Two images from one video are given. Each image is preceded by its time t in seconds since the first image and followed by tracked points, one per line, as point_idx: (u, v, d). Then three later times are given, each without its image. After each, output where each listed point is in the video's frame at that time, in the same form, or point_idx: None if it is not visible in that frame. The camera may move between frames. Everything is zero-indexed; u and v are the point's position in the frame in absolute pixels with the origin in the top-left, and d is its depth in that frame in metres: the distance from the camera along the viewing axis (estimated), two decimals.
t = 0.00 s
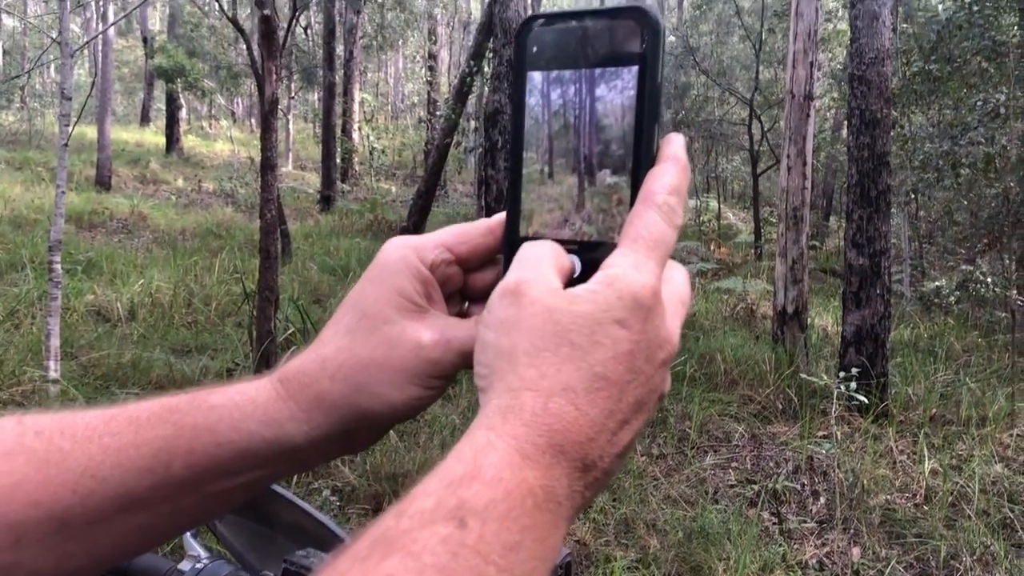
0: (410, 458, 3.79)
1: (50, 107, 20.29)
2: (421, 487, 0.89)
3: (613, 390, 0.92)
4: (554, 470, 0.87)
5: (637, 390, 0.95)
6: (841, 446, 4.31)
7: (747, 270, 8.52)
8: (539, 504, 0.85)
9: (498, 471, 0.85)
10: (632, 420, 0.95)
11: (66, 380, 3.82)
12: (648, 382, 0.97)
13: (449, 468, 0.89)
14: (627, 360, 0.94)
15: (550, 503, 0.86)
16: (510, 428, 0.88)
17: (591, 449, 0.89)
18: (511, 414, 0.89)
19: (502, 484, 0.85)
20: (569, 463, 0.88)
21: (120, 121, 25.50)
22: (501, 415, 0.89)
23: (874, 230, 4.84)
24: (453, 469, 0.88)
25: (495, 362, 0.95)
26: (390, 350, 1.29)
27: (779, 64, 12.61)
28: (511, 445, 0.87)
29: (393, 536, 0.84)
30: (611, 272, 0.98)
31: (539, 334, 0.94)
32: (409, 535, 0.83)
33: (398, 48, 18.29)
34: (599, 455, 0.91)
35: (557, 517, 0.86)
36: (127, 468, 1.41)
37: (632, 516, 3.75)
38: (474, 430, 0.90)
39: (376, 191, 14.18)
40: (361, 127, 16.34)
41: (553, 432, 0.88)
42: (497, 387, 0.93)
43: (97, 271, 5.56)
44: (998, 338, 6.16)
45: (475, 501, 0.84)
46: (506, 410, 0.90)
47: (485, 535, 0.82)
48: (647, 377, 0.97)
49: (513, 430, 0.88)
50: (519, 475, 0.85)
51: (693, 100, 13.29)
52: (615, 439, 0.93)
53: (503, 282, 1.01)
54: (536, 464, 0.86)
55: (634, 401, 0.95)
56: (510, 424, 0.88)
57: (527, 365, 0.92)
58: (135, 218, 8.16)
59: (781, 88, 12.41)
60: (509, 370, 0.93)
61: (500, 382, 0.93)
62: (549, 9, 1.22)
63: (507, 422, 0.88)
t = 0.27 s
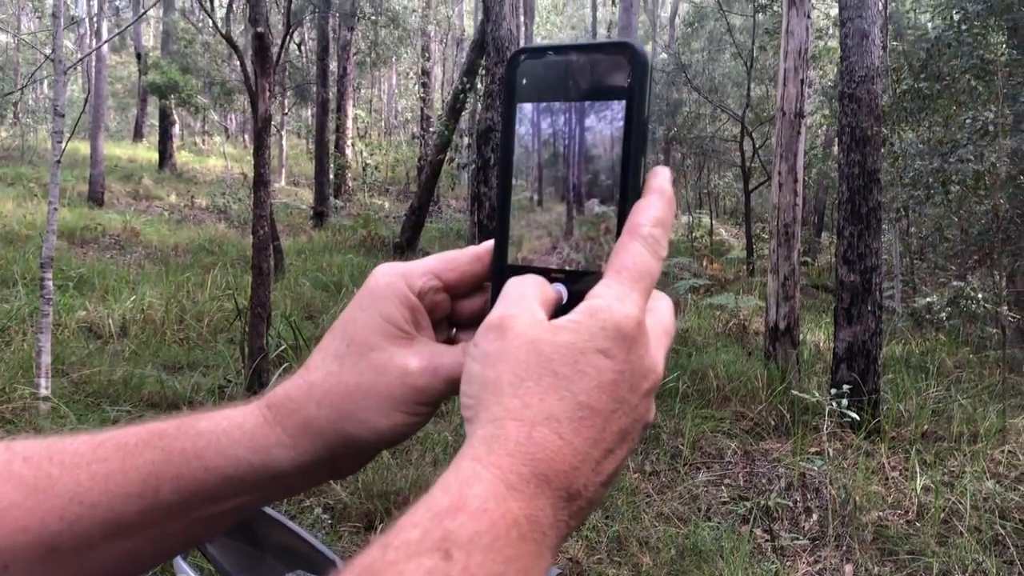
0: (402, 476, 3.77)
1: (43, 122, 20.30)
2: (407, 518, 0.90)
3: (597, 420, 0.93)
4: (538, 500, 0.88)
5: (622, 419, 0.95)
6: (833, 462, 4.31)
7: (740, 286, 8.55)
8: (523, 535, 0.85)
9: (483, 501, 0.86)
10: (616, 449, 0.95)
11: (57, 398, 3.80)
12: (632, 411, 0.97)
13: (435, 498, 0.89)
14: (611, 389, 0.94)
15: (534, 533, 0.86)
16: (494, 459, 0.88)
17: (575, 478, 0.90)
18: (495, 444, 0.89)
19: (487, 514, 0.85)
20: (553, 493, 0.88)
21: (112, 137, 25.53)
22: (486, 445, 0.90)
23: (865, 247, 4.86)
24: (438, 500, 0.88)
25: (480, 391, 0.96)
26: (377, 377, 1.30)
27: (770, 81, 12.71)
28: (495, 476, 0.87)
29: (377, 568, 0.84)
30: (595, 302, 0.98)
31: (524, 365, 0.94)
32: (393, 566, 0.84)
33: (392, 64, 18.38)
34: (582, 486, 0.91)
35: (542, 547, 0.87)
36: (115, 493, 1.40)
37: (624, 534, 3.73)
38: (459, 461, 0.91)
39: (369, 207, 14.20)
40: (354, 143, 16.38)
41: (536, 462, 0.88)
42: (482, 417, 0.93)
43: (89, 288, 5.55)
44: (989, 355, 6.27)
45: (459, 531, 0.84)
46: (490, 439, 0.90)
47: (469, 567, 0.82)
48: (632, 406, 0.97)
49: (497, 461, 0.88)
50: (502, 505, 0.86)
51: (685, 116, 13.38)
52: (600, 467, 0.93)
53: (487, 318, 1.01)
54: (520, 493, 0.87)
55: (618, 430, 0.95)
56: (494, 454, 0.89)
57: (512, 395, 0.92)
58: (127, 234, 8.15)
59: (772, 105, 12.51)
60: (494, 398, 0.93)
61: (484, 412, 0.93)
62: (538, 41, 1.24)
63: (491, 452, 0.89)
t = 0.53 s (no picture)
0: (396, 488, 3.76)
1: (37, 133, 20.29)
2: (393, 532, 0.89)
3: (583, 431, 0.93)
4: (524, 511, 0.87)
5: (608, 431, 0.95)
6: (827, 474, 4.30)
7: (733, 297, 8.57)
8: (509, 546, 0.85)
9: (469, 514, 0.85)
10: (602, 462, 0.95)
11: (50, 411, 3.79)
12: (619, 423, 0.97)
13: (421, 511, 0.88)
14: (597, 401, 0.94)
15: (520, 545, 0.86)
16: (481, 471, 0.88)
17: (562, 489, 0.90)
18: (482, 456, 0.89)
19: (473, 527, 0.84)
20: (539, 504, 0.88)
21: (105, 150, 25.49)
22: (472, 457, 0.90)
23: (858, 258, 4.87)
24: (424, 512, 0.88)
25: (468, 404, 0.96)
26: (366, 391, 1.29)
27: (763, 93, 12.78)
28: (481, 487, 0.87)
29: None
30: (581, 315, 0.99)
31: (511, 379, 0.95)
32: None
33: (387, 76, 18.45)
34: (569, 497, 0.91)
35: (527, 558, 0.86)
36: (106, 508, 1.40)
37: (618, 546, 3.70)
38: (445, 474, 0.90)
39: (363, 218, 14.22)
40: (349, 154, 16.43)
41: (523, 473, 0.88)
42: (469, 430, 0.93)
43: (83, 300, 5.54)
44: (983, 366, 6.30)
45: (446, 544, 0.84)
46: (477, 451, 0.90)
47: None
48: (618, 418, 0.97)
49: (483, 473, 0.88)
50: (488, 517, 0.85)
51: (679, 128, 13.45)
52: (586, 479, 0.93)
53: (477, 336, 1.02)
54: (506, 505, 0.86)
55: (604, 441, 0.95)
56: (480, 466, 0.88)
57: (499, 407, 0.93)
58: (121, 246, 8.15)
59: (765, 117, 12.58)
60: (480, 411, 0.93)
61: (472, 424, 0.93)
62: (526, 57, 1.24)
63: (477, 464, 0.89)
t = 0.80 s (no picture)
0: (391, 497, 3.75)
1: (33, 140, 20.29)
2: (388, 543, 0.89)
3: (579, 444, 0.93)
4: (519, 523, 0.88)
5: (602, 444, 0.96)
6: (823, 480, 4.30)
7: (729, 304, 8.60)
8: (504, 559, 0.85)
9: (465, 526, 0.86)
10: (595, 474, 0.96)
11: (44, 419, 3.78)
12: (613, 436, 0.98)
13: (417, 523, 0.88)
14: (592, 414, 0.95)
15: (515, 558, 0.86)
16: (478, 484, 0.89)
17: (556, 502, 0.90)
18: (479, 469, 0.90)
19: (469, 540, 0.85)
20: (534, 518, 0.89)
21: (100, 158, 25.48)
22: (469, 470, 0.90)
23: (853, 265, 4.87)
24: (420, 524, 0.88)
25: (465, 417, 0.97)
26: (359, 401, 1.29)
27: (757, 100, 12.83)
28: (477, 500, 0.88)
29: None
30: (579, 325, 0.99)
31: (512, 389, 0.94)
32: None
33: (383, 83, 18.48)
34: (563, 509, 0.91)
35: (522, 570, 0.86)
36: (101, 518, 1.39)
37: (614, 554, 3.67)
38: (441, 486, 0.91)
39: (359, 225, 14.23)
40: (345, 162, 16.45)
41: (519, 487, 0.89)
42: (465, 443, 0.93)
43: (78, 308, 5.54)
44: (977, 372, 6.33)
45: (441, 557, 0.84)
46: (474, 464, 0.91)
47: None
48: (612, 431, 0.97)
49: (480, 486, 0.88)
50: (484, 530, 0.86)
51: (674, 135, 13.50)
52: (581, 491, 0.93)
53: (479, 333, 0.99)
54: (502, 518, 0.87)
55: (597, 454, 0.96)
56: (477, 479, 0.89)
57: (498, 420, 0.93)
58: (116, 253, 8.14)
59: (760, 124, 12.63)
60: (477, 424, 0.94)
61: (468, 436, 0.94)
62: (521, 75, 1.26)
63: (474, 477, 0.89)
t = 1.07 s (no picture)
0: (388, 501, 3.75)
1: (29, 145, 20.27)
2: (383, 548, 0.88)
3: (575, 450, 0.94)
4: (515, 530, 0.88)
5: (597, 450, 0.97)
6: (820, 484, 4.29)
7: (726, 308, 8.61)
8: (500, 565, 0.85)
9: (461, 532, 0.86)
10: (589, 479, 0.96)
11: (41, 424, 3.77)
12: (608, 442, 0.99)
13: (413, 527, 0.88)
14: (589, 420, 0.95)
15: (511, 563, 0.86)
16: (475, 490, 0.89)
17: (552, 508, 0.91)
18: (477, 475, 0.90)
19: (464, 545, 0.85)
20: (530, 525, 0.89)
21: (97, 163, 25.46)
22: (467, 476, 0.90)
23: (849, 269, 4.87)
24: (416, 529, 0.87)
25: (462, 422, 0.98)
26: (352, 404, 1.29)
27: (754, 104, 12.86)
28: (474, 506, 0.88)
29: None
30: (578, 329, 0.99)
31: (517, 394, 0.93)
32: None
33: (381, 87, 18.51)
34: (557, 514, 0.92)
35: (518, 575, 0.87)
36: (94, 520, 1.39)
37: (612, 557, 3.67)
38: (437, 490, 0.91)
39: (356, 230, 14.24)
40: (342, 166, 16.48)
41: (515, 493, 0.89)
42: (462, 448, 0.93)
43: (74, 312, 5.54)
44: (974, 376, 6.37)
45: (437, 563, 0.84)
46: (472, 470, 0.91)
47: None
48: (607, 436, 0.98)
49: (477, 492, 0.89)
50: (480, 536, 0.86)
51: (671, 140, 13.53)
52: (575, 496, 0.94)
53: (485, 335, 0.96)
54: (498, 524, 0.87)
55: (592, 459, 0.96)
56: (474, 486, 0.89)
57: (497, 425, 0.92)
58: (113, 257, 8.14)
59: (757, 128, 12.65)
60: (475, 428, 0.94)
61: (462, 440, 0.94)
62: (512, 83, 1.26)
63: (472, 484, 0.89)
